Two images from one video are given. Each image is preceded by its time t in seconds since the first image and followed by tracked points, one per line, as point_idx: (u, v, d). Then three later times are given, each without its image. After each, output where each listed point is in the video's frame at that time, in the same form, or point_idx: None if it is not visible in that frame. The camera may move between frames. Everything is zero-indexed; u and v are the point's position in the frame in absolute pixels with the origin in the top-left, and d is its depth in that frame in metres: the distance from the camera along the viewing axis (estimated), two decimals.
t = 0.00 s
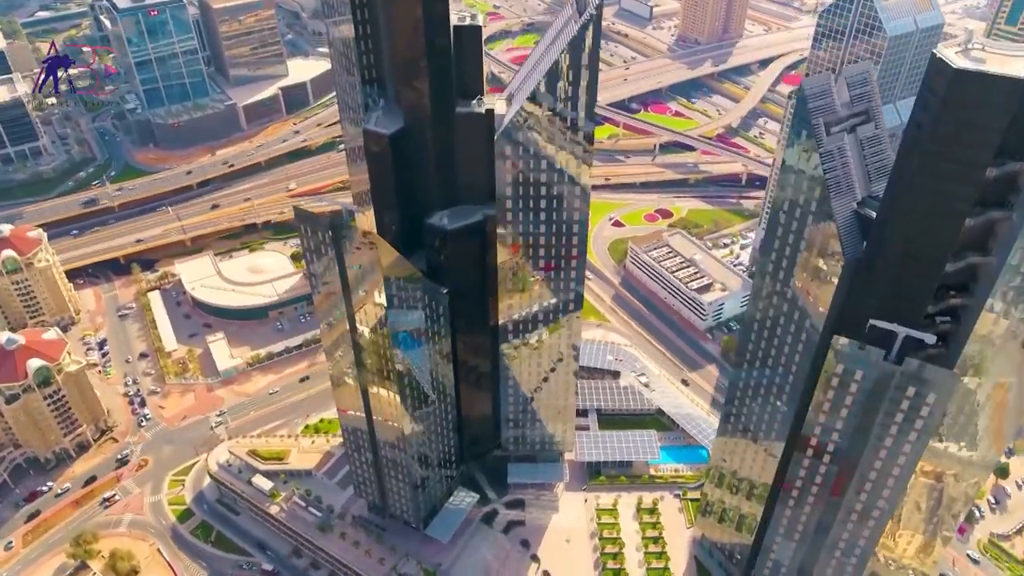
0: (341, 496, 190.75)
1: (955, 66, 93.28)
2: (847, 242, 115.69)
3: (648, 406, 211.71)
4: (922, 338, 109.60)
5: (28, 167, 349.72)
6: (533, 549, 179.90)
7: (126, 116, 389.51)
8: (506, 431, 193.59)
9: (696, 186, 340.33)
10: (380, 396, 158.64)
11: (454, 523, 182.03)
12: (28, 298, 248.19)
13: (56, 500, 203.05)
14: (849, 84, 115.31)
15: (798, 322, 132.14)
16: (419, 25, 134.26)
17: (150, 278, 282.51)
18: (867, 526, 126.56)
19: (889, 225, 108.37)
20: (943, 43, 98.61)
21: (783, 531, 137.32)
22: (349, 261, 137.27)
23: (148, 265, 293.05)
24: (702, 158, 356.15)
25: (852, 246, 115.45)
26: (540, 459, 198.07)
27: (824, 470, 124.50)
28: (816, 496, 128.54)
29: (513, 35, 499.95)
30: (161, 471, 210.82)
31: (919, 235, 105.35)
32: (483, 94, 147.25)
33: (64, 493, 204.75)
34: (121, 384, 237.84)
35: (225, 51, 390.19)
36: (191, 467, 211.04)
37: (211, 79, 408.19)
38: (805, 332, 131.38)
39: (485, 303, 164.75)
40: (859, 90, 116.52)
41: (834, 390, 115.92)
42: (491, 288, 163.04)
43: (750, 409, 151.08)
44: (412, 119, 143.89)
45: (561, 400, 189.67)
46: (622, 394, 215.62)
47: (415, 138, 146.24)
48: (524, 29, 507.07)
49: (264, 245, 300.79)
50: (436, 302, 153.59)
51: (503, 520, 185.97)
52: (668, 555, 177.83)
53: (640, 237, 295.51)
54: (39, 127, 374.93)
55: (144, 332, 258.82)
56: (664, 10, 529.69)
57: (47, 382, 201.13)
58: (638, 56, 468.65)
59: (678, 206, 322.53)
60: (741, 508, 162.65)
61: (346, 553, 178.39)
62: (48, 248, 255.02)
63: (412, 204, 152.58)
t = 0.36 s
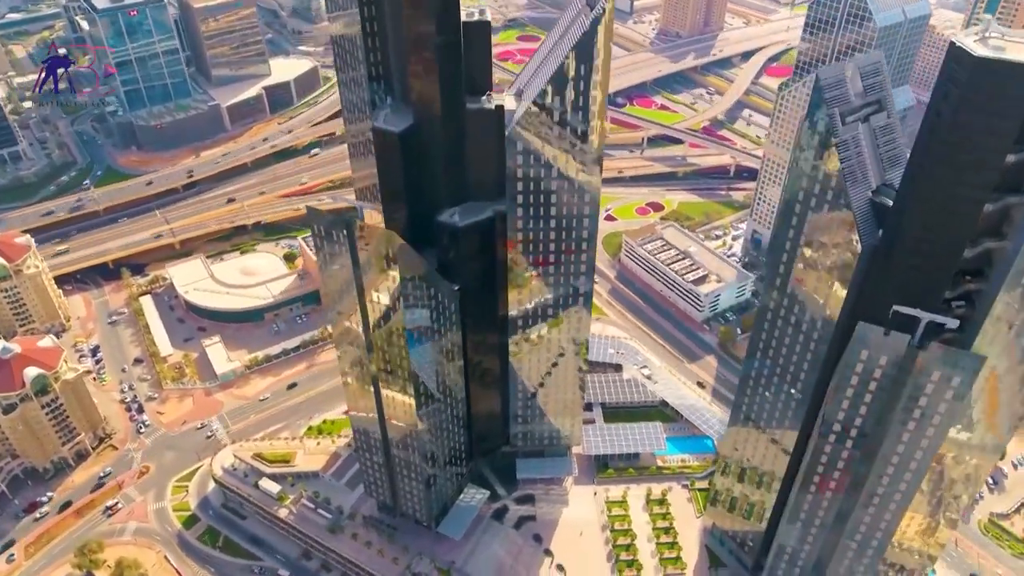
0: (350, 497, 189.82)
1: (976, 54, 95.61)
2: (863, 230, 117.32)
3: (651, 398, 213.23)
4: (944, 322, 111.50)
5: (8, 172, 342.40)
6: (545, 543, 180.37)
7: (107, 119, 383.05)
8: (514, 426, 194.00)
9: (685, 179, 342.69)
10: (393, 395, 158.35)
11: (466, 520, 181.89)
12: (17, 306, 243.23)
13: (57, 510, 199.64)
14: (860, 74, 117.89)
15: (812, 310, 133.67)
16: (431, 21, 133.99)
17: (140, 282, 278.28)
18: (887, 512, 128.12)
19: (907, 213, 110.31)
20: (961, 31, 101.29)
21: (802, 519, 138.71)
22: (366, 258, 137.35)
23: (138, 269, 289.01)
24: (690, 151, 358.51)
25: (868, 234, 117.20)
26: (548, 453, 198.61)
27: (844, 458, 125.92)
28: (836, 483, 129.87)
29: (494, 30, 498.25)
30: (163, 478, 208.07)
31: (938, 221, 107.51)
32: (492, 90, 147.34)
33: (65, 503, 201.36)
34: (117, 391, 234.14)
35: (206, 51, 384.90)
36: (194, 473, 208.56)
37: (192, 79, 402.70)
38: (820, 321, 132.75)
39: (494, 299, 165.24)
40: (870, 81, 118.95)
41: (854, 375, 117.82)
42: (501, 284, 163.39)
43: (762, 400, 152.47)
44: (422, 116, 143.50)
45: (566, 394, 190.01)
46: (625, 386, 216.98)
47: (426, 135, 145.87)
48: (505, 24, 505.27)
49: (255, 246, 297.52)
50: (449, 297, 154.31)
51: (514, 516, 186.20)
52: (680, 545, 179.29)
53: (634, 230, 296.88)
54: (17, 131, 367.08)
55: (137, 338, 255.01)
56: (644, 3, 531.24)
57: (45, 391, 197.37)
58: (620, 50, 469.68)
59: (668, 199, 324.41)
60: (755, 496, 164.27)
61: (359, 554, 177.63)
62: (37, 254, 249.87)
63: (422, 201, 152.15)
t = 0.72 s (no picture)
0: (359, 497, 189.14)
1: (992, 43, 97.46)
2: (876, 219, 119.21)
3: (654, 390, 214.67)
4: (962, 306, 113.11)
5: None
6: (557, 538, 180.88)
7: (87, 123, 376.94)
8: (523, 423, 194.43)
9: (674, 173, 344.56)
10: (406, 394, 158.14)
11: (477, 517, 182.07)
12: (8, 315, 238.77)
13: (59, 520, 196.72)
14: (871, 64, 119.97)
15: (824, 298, 135.19)
16: (441, 19, 133.70)
17: (131, 288, 274.63)
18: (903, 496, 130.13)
19: (921, 202, 112.24)
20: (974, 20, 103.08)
21: (818, 506, 140.77)
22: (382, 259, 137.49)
23: (129, 274, 285.40)
24: (679, 145, 360.60)
25: (882, 223, 119.16)
26: (554, 448, 199.27)
27: (863, 443, 127.75)
28: (853, 469, 131.67)
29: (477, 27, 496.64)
30: (165, 485, 205.56)
31: (955, 207, 109.70)
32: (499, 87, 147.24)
33: (65, 513, 198.40)
34: (114, 398, 230.90)
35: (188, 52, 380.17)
36: (197, 479, 206.26)
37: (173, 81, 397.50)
38: (833, 309, 134.32)
39: (504, 294, 166.23)
40: (880, 71, 120.91)
41: (872, 361, 119.96)
42: (511, 278, 164.61)
43: (773, 389, 154.24)
44: (431, 113, 143.24)
45: (571, 388, 189.67)
46: (628, 380, 218.12)
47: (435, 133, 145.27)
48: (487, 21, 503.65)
49: (247, 249, 294.87)
50: (459, 294, 155.35)
51: (524, 512, 186.54)
52: (690, 535, 180.67)
53: (628, 225, 298.36)
54: None
55: (131, 344, 251.53)
56: None
57: (43, 400, 194.11)
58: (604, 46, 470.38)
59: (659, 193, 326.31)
60: (765, 484, 166.48)
61: (370, 555, 177.10)
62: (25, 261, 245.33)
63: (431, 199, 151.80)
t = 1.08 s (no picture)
0: (368, 498, 188.74)
1: (1004, 31, 99.78)
2: (886, 206, 122.15)
3: (657, 382, 216.75)
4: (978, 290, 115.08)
5: None
6: (569, 532, 181.90)
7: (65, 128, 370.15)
8: (530, 419, 195.06)
9: (662, 167, 347.05)
10: (419, 391, 159.12)
11: (489, 514, 182.51)
12: None
13: (61, 532, 193.60)
14: (878, 55, 122.64)
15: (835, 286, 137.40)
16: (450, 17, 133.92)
17: (120, 295, 270.35)
18: (919, 476, 133.40)
19: (931, 188, 115.15)
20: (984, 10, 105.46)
21: (833, 490, 143.38)
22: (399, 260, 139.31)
23: (117, 281, 281.17)
24: (665, 139, 363.33)
25: (892, 210, 122.17)
26: (561, 443, 200.15)
27: (879, 426, 130.43)
28: (869, 453, 134.26)
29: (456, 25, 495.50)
30: (169, 493, 203.19)
31: (967, 193, 112.20)
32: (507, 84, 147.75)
33: (67, 525, 195.30)
34: (110, 407, 227.60)
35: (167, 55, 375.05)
36: (201, 485, 204.09)
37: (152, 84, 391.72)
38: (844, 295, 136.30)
39: (514, 291, 167.15)
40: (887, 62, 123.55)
41: (887, 346, 122.54)
42: (522, 273, 165.62)
43: (782, 378, 156.84)
44: (440, 111, 143.26)
45: (579, 382, 190.78)
46: (631, 374, 219.95)
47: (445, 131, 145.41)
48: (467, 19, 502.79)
49: (237, 253, 291.98)
50: (469, 291, 156.77)
51: (534, 507, 187.26)
52: (699, 524, 182.65)
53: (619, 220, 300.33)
54: None
55: (125, 351, 247.97)
56: None
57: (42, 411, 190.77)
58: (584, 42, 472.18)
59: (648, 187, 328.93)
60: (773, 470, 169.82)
61: (383, 555, 176.86)
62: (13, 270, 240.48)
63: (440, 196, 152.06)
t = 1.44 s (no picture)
0: (377, 498, 188.59)
1: (1012, 21, 102.53)
2: (894, 193, 125.31)
3: (657, 374, 218.96)
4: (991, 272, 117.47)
5: None
6: (578, 525, 183.29)
7: (42, 135, 363.81)
8: (536, 415, 196.12)
9: (648, 162, 350.00)
10: (431, 388, 159.92)
11: (499, 510, 183.22)
12: None
13: (64, 545, 190.64)
14: (882, 46, 125.13)
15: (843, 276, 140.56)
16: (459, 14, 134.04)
17: (109, 303, 266.43)
18: (929, 456, 136.88)
19: (937, 176, 118.25)
20: None
21: (847, 474, 146.21)
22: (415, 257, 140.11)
23: (106, 289, 277.02)
24: (649, 134, 366.33)
25: (899, 197, 125.42)
26: (566, 438, 201.44)
27: (891, 409, 133.50)
28: (883, 435, 137.39)
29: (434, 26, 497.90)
30: (172, 500, 201.00)
31: (974, 178, 115.30)
32: (512, 81, 148.36)
33: (70, 537, 192.36)
34: (106, 416, 224.53)
35: (145, 58, 369.94)
36: (205, 492, 202.18)
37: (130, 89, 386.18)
38: (851, 282, 139.20)
39: (521, 286, 168.47)
40: (891, 52, 126.09)
41: (898, 330, 125.46)
42: (530, 267, 167.15)
43: (789, 365, 159.80)
44: (446, 109, 143.70)
45: (585, 376, 192.21)
46: (631, 367, 221.97)
47: (453, 129, 145.86)
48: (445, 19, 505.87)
49: (227, 257, 289.38)
50: (478, 286, 158.02)
51: (543, 501, 188.31)
52: (707, 512, 185.03)
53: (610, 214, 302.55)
54: None
55: (118, 359, 244.48)
56: None
57: (40, 422, 187.60)
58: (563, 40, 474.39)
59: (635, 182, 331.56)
60: (781, 456, 172.86)
61: (396, 554, 176.89)
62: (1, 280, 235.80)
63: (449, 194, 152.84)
